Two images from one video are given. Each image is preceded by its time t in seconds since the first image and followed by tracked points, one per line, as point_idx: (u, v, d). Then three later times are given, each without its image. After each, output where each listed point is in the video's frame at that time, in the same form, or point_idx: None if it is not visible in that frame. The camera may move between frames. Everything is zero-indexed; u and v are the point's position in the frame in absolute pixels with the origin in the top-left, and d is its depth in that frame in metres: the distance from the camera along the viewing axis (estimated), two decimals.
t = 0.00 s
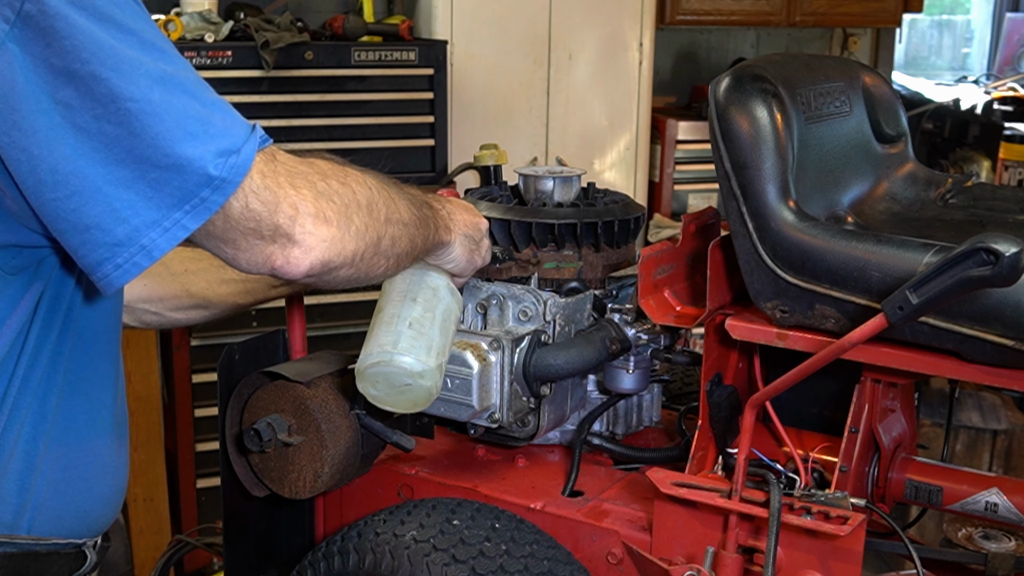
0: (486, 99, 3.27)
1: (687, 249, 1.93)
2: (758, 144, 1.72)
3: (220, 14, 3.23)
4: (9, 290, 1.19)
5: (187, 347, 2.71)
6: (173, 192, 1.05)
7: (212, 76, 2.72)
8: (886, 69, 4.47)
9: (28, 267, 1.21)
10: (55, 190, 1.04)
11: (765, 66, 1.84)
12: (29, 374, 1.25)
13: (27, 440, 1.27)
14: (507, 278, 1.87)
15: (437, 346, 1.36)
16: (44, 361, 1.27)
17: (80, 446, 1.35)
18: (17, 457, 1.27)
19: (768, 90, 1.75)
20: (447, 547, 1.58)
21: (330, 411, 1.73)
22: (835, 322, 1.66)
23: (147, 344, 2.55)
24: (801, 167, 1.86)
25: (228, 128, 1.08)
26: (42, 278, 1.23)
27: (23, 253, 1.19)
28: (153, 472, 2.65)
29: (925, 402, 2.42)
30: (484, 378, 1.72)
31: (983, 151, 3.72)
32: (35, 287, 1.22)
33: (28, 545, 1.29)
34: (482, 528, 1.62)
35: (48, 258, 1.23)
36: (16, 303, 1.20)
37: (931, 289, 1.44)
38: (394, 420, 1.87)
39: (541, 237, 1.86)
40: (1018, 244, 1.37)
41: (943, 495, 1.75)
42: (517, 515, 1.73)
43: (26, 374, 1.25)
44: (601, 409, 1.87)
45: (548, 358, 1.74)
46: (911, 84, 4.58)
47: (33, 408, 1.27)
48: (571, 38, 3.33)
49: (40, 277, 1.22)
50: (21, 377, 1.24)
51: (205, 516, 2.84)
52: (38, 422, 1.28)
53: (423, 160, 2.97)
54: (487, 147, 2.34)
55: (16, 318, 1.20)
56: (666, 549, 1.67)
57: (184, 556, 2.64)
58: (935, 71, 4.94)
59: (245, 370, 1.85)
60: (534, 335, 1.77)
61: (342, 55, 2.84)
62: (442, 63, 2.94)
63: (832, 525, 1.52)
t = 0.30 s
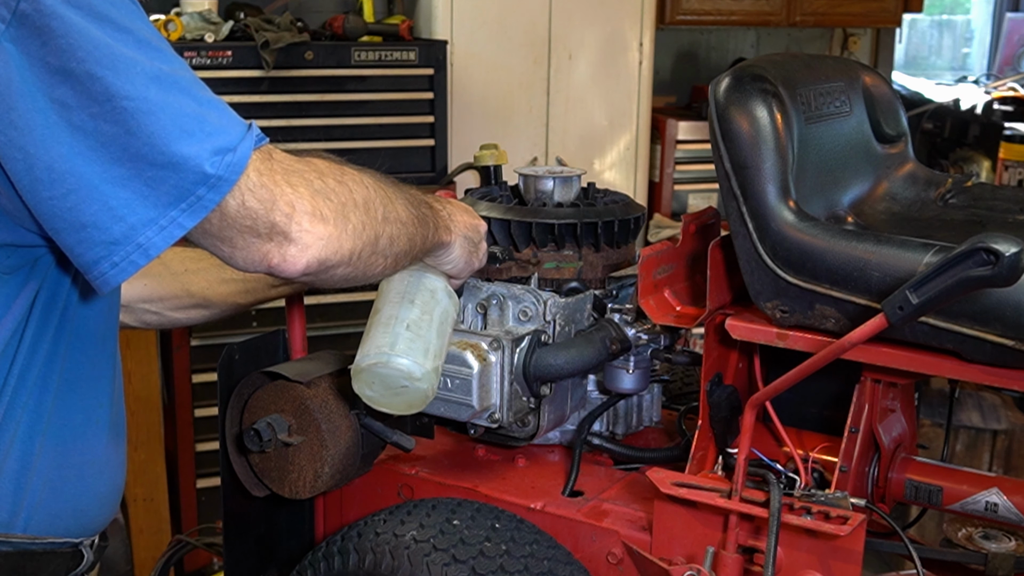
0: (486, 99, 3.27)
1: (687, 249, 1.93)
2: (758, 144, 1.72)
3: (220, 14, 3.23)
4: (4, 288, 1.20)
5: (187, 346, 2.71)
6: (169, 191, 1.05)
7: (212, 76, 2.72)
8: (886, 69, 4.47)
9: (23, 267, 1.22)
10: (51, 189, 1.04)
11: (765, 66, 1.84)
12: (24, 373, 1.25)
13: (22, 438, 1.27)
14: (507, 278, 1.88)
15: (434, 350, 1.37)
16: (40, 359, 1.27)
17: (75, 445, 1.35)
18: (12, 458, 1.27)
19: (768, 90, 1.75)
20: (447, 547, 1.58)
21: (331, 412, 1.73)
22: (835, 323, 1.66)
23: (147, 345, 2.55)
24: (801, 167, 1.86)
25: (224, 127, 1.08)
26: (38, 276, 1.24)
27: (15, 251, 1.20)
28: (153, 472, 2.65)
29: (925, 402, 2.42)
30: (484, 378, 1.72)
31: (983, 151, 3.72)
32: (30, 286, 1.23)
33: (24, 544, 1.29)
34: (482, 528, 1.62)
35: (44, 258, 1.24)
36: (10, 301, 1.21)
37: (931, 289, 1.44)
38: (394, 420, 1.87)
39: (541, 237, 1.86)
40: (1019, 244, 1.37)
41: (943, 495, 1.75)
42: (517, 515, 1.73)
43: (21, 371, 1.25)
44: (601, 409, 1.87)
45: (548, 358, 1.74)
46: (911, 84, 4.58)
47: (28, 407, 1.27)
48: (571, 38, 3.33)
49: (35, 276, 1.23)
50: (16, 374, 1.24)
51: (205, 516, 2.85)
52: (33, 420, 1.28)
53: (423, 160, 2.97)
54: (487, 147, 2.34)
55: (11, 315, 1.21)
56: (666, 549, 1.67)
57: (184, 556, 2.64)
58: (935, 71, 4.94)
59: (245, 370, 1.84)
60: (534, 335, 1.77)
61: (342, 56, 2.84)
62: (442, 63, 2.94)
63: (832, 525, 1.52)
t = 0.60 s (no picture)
0: (486, 99, 3.27)
1: (687, 249, 1.93)
2: (758, 144, 1.72)
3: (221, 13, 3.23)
4: (4, 288, 1.20)
5: (187, 346, 2.71)
6: (168, 192, 1.05)
7: (212, 76, 2.72)
8: (886, 69, 4.48)
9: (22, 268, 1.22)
10: (51, 190, 1.04)
11: (766, 66, 1.84)
12: (24, 373, 1.25)
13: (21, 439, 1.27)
14: (507, 278, 1.87)
15: (437, 356, 1.35)
16: (40, 359, 1.27)
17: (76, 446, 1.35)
18: (10, 458, 1.27)
19: (768, 90, 1.75)
20: (447, 547, 1.58)
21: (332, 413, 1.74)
22: (835, 323, 1.66)
23: (147, 345, 2.55)
24: (801, 167, 1.86)
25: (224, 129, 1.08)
26: (37, 276, 1.24)
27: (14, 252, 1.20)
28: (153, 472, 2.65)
29: (924, 402, 2.42)
30: (484, 378, 1.72)
31: (984, 151, 3.72)
32: (30, 286, 1.23)
33: (22, 544, 1.28)
34: (482, 528, 1.62)
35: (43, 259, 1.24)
36: (11, 300, 1.21)
37: (931, 289, 1.44)
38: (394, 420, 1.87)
39: (541, 237, 1.86)
40: (1019, 244, 1.37)
41: (943, 495, 1.75)
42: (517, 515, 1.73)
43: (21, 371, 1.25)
44: (601, 409, 1.87)
45: (548, 358, 1.74)
46: (911, 84, 4.58)
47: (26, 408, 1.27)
48: (571, 38, 3.33)
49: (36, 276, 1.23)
50: (16, 374, 1.24)
51: (204, 516, 2.85)
52: (33, 420, 1.28)
53: (423, 160, 2.97)
54: (487, 147, 2.34)
55: (11, 314, 1.21)
56: (666, 549, 1.67)
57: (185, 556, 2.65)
58: (935, 71, 4.94)
59: (245, 370, 1.85)
60: (534, 335, 1.77)
61: (342, 55, 2.84)
62: (442, 63, 2.94)
63: (832, 525, 1.52)
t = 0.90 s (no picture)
0: (486, 99, 3.28)
1: (686, 249, 1.93)
2: (758, 144, 1.72)
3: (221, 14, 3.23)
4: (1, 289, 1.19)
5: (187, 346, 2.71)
6: (142, 214, 0.99)
7: (212, 76, 2.72)
8: (886, 69, 4.48)
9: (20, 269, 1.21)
10: (21, 203, 0.97)
11: (766, 66, 1.84)
12: (23, 373, 1.25)
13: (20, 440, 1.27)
14: (507, 278, 1.87)
15: (426, 365, 1.41)
16: (39, 360, 1.26)
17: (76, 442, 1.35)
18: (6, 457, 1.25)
19: (768, 90, 1.75)
20: (447, 547, 1.58)
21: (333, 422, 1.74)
22: (835, 323, 1.66)
23: (148, 344, 2.55)
24: (801, 167, 1.86)
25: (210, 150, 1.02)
26: (35, 280, 1.21)
27: (8, 254, 1.16)
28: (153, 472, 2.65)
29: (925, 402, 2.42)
30: (484, 378, 1.72)
31: (984, 151, 3.72)
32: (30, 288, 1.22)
33: (20, 545, 1.30)
34: (482, 528, 1.62)
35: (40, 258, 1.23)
36: (7, 301, 1.19)
37: (931, 289, 1.44)
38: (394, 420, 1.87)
39: (541, 237, 1.86)
40: (1019, 244, 1.37)
41: (943, 495, 1.75)
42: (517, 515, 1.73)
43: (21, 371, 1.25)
44: (601, 409, 1.87)
45: (548, 358, 1.74)
46: (911, 84, 4.58)
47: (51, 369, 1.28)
48: (571, 38, 3.33)
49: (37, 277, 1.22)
50: (15, 375, 1.24)
51: (205, 516, 2.84)
52: (31, 421, 1.28)
53: (423, 160, 2.97)
54: (487, 147, 2.34)
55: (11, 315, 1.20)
56: (666, 549, 1.67)
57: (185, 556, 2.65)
58: (935, 71, 4.93)
59: (246, 371, 1.84)
60: (534, 335, 1.77)
61: (342, 56, 2.84)
62: (442, 63, 2.94)
63: (832, 525, 1.53)
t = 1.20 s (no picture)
0: (486, 99, 3.28)
1: (687, 249, 1.93)
2: (758, 145, 1.72)
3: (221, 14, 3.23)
4: None
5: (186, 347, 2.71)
6: None
7: (211, 76, 2.72)
8: (886, 69, 4.48)
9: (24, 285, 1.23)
10: None
11: (766, 66, 1.84)
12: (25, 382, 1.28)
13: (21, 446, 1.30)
14: (507, 278, 1.87)
15: (346, 478, 1.38)
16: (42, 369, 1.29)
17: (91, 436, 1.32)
18: None
19: (768, 90, 1.75)
20: (447, 547, 1.58)
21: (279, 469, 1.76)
22: (835, 323, 1.66)
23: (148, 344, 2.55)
24: (801, 167, 1.86)
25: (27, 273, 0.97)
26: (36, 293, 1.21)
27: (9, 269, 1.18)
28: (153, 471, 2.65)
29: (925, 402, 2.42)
30: (484, 378, 1.72)
31: (984, 152, 3.72)
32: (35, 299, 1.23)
33: (19, 548, 1.30)
34: (482, 528, 1.62)
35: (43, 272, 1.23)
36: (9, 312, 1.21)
37: (931, 289, 1.44)
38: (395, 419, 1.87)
39: (541, 237, 1.86)
40: (1018, 244, 1.38)
41: (943, 495, 1.75)
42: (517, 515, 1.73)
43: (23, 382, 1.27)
44: (601, 409, 1.87)
45: (548, 358, 1.74)
46: (912, 84, 4.59)
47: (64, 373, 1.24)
48: (571, 38, 3.33)
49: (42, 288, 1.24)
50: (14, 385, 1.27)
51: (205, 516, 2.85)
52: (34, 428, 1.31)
53: (423, 160, 2.98)
54: (488, 147, 2.34)
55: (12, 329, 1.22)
56: (666, 549, 1.67)
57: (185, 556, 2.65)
58: (935, 71, 4.93)
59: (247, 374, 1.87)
60: (534, 335, 1.77)
61: (342, 56, 2.84)
62: (442, 63, 2.94)
63: (832, 525, 1.53)
